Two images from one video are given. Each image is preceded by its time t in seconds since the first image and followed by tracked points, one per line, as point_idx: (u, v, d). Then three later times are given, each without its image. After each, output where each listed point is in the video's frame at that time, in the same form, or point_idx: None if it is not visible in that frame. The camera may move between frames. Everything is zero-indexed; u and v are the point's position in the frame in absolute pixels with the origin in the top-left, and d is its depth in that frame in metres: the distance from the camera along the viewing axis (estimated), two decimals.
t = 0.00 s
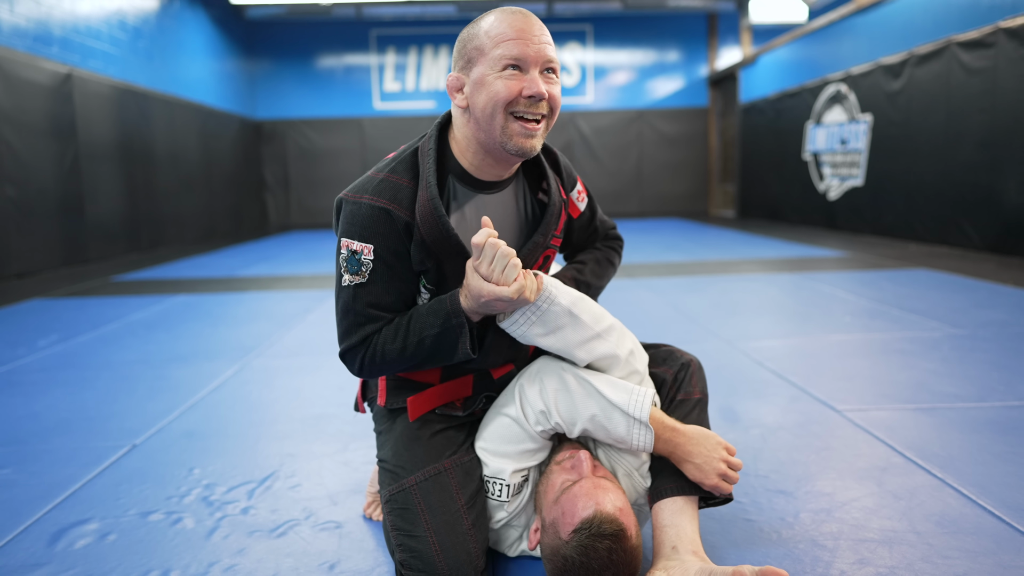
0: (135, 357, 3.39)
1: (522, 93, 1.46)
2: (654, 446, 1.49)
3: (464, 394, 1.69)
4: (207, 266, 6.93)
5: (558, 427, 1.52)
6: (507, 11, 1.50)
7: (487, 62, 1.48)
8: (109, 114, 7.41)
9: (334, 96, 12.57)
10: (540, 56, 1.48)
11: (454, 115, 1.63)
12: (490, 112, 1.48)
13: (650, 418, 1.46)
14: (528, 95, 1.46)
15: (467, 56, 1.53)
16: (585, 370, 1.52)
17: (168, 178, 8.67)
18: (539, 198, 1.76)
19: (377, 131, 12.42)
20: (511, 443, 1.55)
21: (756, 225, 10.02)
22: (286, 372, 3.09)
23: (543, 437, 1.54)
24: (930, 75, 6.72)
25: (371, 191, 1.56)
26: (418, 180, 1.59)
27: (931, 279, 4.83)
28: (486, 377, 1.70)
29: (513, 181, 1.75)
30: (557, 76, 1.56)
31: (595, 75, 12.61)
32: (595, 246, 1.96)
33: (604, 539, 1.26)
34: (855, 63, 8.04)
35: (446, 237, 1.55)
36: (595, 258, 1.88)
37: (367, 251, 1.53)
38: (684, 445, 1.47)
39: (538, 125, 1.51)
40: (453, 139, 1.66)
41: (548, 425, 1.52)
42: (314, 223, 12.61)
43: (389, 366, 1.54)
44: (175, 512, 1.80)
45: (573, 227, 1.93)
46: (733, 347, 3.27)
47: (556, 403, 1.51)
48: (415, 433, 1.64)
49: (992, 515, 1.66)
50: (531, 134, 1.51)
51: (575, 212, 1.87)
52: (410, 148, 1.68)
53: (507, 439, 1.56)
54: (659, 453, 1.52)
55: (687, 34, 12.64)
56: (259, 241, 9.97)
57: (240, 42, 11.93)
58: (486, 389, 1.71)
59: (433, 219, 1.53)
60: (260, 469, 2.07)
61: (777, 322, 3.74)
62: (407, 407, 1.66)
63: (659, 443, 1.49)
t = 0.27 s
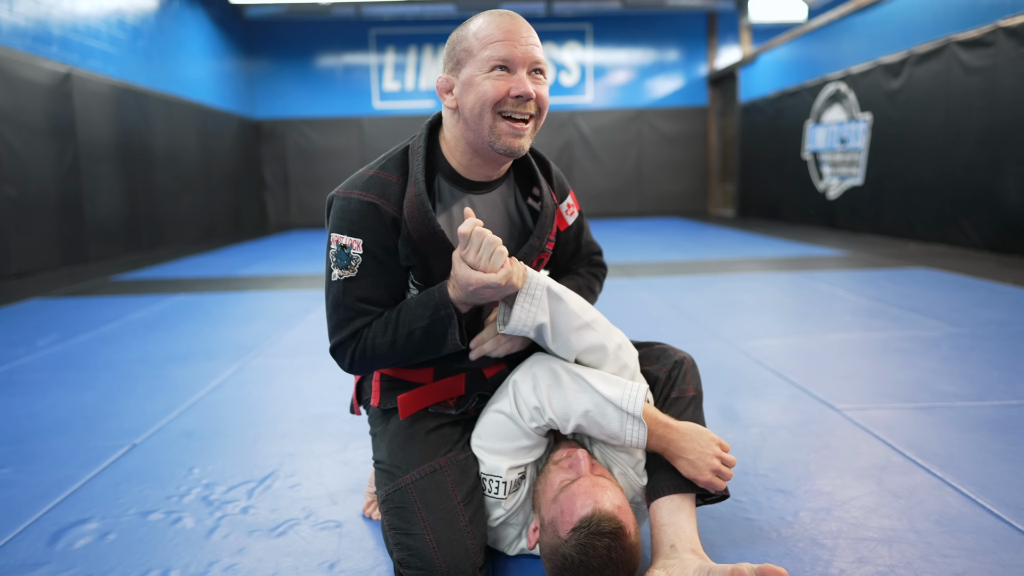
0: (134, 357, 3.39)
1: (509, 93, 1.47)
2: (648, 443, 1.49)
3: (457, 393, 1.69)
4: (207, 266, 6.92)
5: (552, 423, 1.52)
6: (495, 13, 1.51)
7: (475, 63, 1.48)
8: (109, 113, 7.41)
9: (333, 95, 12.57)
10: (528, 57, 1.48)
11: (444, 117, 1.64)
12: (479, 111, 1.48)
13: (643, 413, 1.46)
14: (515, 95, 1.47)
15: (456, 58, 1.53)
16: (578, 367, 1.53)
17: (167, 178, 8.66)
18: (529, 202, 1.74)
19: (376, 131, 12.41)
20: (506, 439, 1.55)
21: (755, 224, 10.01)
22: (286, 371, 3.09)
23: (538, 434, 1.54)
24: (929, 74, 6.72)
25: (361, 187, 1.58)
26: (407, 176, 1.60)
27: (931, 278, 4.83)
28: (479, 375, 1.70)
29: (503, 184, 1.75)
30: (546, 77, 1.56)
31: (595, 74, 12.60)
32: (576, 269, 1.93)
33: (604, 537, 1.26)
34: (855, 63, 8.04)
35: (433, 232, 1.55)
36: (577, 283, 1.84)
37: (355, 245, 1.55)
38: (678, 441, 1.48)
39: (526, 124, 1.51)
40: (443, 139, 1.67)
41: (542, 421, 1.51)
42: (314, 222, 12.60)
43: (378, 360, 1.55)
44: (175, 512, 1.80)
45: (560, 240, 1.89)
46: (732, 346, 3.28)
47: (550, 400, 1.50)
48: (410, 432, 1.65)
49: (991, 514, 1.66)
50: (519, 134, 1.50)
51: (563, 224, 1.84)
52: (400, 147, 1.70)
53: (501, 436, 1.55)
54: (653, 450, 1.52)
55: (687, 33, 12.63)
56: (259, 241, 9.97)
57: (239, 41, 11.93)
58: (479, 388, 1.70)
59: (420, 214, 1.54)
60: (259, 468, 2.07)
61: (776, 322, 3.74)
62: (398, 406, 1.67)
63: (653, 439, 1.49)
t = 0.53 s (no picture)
0: (134, 357, 3.38)
1: (497, 96, 1.47)
2: (644, 439, 1.50)
3: (450, 392, 1.72)
4: (206, 265, 6.92)
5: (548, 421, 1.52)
6: (486, 16, 1.50)
7: (465, 67, 1.48)
8: (109, 113, 7.41)
9: (332, 94, 12.57)
10: (517, 59, 1.48)
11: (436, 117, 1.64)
12: (466, 114, 1.48)
13: (638, 408, 1.46)
14: (503, 97, 1.47)
15: (447, 61, 1.53)
16: (573, 363, 1.53)
17: (167, 177, 8.66)
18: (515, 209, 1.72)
19: (376, 130, 12.41)
20: (502, 438, 1.56)
21: (755, 224, 10.00)
22: (286, 371, 3.10)
23: (535, 432, 1.55)
24: (929, 73, 6.72)
25: (349, 175, 1.61)
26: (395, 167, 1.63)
27: (930, 278, 4.83)
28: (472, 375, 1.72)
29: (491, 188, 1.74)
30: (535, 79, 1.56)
31: (594, 74, 12.60)
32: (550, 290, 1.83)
33: (601, 537, 1.26)
34: (854, 62, 8.04)
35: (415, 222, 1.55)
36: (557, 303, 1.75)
37: (341, 231, 1.57)
38: (673, 437, 1.48)
39: (514, 126, 1.51)
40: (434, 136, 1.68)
41: (537, 419, 1.52)
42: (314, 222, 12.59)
43: (361, 347, 1.56)
44: (176, 511, 1.80)
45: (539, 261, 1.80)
46: (732, 346, 3.28)
47: (545, 399, 1.49)
48: (406, 432, 1.66)
49: (990, 513, 1.67)
50: (507, 136, 1.51)
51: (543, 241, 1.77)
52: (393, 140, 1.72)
53: (497, 435, 1.57)
54: (649, 447, 1.53)
55: (686, 33, 12.64)
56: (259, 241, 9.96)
57: (239, 41, 11.93)
58: (472, 387, 1.73)
59: (404, 204, 1.54)
60: (259, 468, 2.07)
61: (776, 321, 3.74)
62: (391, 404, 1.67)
63: (647, 435, 1.50)
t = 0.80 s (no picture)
0: (134, 356, 3.38)
1: (491, 102, 1.47)
2: (654, 448, 1.48)
3: (440, 391, 1.70)
4: (206, 265, 6.92)
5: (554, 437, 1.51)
6: (483, 18, 1.49)
7: (460, 71, 1.48)
8: (109, 112, 7.40)
9: (332, 94, 12.56)
10: (511, 65, 1.47)
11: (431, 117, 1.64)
12: (460, 118, 1.48)
13: (649, 423, 1.45)
14: (496, 103, 1.47)
15: (443, 62, 1.53)
16: (574, 376, 1.50)
17: (167, 176, 8.66)
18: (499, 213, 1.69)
19: (376, 129, 12.41)
20: (506, 451, 1.55)
21: (754, 223, 10.01)
22: (286, 370, 3.10)
23: (539, 446, 1.53)
24: (929, 73, 6.72)
25: (343, 160, 1.62)
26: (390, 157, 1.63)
27: (930, 277, 4.83)
28: (463, 375, 1.70)
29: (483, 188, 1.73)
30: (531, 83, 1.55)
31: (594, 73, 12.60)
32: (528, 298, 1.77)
33: (602, 536, 1.26)
34: (854, 61, 8.05)
35: (406, 214, 1.56)
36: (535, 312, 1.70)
37: (331, 215, 1.57)
38: (684, 445, 1.48)
39: (507, 132, 1.51)
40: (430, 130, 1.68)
41: (544, 436, 1.51)
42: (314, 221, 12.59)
43: (346, 334, 1.56)
44: (176, 510, 1.80)
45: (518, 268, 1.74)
46: (732, 345, 3.28)
47: (552, 417, 1.48)
48: (401, 432, 1.66)
49: (989, 512, 1.67)
50: (500, 141, 1.51)
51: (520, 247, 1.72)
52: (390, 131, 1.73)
53: (501, 448, 1.55)
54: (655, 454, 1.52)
55: (686, 32, 12.64)
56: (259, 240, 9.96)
57: (239, 40, 11.92)
58: (463, 386, 1.71)
59: (396, 194, 1.55)
60: (259, 467, 2.07)
61: (775, 320, 3.75)
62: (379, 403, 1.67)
63: (658, 444, 1.48)
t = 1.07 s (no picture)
0: (134, 356, 3.38)
1: (484, 103, 1.47)
2: (648, 451, 1.48)
3: (433, 394, 1.71)
4: (206, 265, 6.92)
5: (550, 433, 1.51)
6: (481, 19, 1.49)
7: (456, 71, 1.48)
8: (108, 112, 7.40)
9: (332, 93, 12.56)
10: (507, 68, 1.47)
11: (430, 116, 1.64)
12: (454, 118, 1.48)
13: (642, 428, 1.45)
14: (489, 105, 1.46)
15: (441, 62, 1.53)
16: (574, 376, 1.51)
17: (167, 176, 8.66)
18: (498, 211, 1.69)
19: (376, 129, 12.41)
20: (503, 445, 1.55)
21: (754, 223, 10.01)
22: (286, 369, 3.10)
23: (536, 441, 1.53)
24: (928, 72, 6.72)
25: (339, 158, 1.61)
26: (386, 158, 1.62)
27: (930, 277, 4.84)
28: (456, 378, 1.71)
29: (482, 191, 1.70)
30: (527, 87, 1.54)
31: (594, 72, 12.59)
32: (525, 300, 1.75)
33: (602, 537, 1.26)
34: (854, 61, 8.05)
35: (397, 216, 1.55)
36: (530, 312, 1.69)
37: (322, 213, 1.57)
38: (678, 452, 1.47)
39: (501, 134, 1.51)
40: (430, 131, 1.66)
41: (540, 431, 1.51)
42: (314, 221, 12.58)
43: (335, 332, 1.58)
44: (176, 510, 1.80)
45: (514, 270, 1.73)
46: (732, 344, 3.28)
47: (548, 411, 1.49)
48: (394, 433, 1.66)
49: (989, 512, 1.67)
50: (494, 143, 1.50)
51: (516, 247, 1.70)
52: (390, 128, 1.72)
53: (498, 442, 1.55)
54: (650, 458, 1.52)
55: (686, 32, 12.63)
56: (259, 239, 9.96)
57: (238, 40, 11.92)
58: (457, 389, 1.72)
59: (388, 196, 1.54)
60: (259, 467, 2.07)
61: (775, 320, 3.75)
62: (370, 404, 1.68)
63: (653, 449, 1.48)
